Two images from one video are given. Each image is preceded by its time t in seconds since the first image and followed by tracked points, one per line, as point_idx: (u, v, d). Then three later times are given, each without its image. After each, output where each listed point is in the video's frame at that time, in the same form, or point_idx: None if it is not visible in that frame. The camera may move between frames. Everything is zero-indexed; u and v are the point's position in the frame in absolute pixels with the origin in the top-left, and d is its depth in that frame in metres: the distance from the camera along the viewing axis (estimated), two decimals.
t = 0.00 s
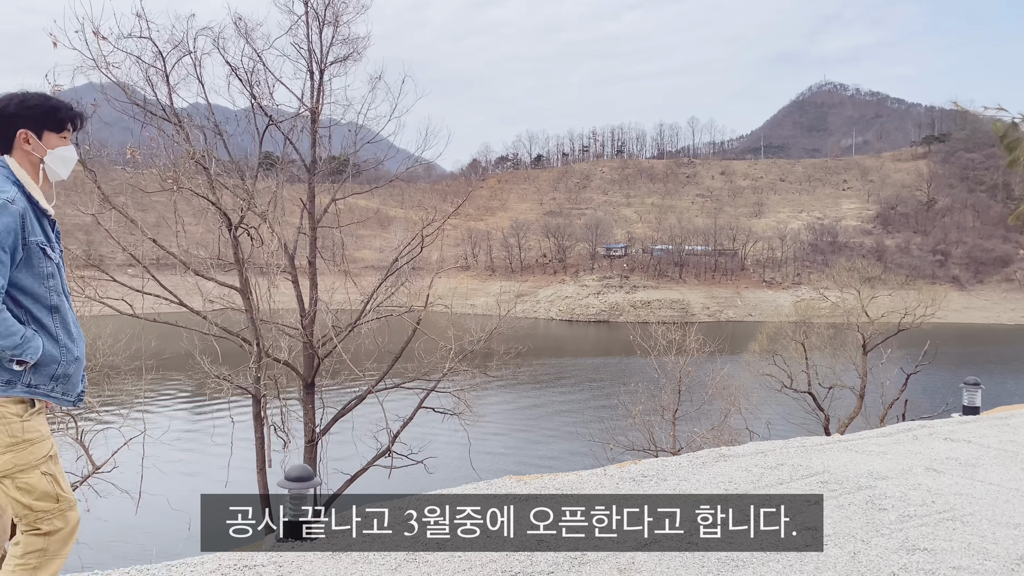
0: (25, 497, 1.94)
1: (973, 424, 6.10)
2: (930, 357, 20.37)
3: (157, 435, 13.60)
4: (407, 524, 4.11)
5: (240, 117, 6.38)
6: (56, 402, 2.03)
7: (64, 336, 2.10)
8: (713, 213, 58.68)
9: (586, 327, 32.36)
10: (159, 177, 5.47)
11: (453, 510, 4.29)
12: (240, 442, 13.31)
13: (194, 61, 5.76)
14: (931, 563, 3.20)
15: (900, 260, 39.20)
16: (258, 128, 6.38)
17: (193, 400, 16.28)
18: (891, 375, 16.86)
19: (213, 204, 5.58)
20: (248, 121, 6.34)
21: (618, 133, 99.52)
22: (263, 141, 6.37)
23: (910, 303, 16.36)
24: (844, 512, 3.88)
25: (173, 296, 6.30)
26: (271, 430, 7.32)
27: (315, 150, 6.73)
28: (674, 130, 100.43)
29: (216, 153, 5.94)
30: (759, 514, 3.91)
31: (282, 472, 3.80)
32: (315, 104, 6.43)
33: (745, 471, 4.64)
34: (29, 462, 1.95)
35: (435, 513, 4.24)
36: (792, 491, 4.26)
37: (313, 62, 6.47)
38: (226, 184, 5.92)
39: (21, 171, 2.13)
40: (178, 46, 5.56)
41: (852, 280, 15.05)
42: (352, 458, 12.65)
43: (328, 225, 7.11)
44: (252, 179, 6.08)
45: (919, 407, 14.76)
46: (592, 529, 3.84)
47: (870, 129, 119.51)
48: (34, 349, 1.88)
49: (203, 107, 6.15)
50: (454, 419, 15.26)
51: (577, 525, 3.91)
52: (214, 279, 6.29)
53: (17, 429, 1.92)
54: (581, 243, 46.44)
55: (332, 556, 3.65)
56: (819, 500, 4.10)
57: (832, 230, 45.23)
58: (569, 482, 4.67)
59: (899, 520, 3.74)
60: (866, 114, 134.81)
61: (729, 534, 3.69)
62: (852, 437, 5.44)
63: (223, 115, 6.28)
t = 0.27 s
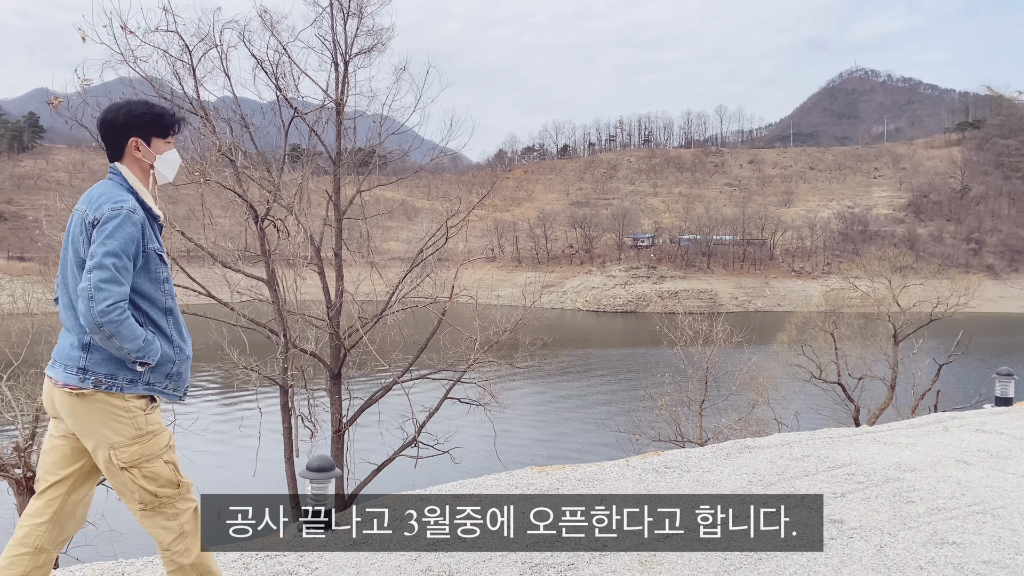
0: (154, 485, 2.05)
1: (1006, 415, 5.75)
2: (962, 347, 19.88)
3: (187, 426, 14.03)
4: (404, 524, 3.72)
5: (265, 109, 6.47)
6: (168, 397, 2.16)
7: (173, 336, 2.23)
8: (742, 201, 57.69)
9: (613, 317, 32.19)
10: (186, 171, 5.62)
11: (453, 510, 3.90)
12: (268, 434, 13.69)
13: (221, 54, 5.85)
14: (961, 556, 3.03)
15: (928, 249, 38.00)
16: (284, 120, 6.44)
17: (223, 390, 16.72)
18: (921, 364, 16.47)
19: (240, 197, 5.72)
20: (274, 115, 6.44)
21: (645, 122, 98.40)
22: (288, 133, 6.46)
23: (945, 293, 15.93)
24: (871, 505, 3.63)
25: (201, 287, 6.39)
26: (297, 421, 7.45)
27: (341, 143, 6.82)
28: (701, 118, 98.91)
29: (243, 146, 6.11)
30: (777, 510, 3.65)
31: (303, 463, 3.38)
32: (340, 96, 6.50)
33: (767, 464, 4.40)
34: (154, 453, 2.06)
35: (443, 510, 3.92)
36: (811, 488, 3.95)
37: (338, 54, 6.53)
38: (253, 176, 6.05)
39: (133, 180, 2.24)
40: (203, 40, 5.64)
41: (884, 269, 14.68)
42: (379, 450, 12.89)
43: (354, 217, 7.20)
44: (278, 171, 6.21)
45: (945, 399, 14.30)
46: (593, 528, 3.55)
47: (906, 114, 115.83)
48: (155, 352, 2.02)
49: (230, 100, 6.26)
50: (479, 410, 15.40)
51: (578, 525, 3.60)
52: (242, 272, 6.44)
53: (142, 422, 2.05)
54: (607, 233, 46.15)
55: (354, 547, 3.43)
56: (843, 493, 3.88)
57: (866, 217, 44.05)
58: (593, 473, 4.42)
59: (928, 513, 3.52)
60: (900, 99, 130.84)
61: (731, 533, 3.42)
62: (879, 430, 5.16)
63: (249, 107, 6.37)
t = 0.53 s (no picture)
0: (204, 473, 2.02)
1: (991, 404, 5.54)
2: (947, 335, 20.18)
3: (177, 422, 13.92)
4: (404, 525, 3.45)
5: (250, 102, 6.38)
6: (238, 378, 2.13)
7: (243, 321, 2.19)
8: (729, 193, 58.00)
9: (603, 309, 32.28)
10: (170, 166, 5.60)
11: (454, 510, 3.60)
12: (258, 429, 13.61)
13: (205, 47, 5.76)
14: (947, 546, 2.91)
15: (916, 238, 38.40)
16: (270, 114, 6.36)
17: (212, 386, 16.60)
18: (908, 353, 16.73)
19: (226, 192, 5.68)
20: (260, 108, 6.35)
21: (633, 114, 98.49)
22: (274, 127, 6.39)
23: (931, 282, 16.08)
24: (859, 495, 3.47)
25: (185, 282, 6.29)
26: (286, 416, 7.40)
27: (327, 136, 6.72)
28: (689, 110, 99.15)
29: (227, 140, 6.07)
30: (761, 503, 3.46)
31: (289, 462, 3.25)
32: (326, 89, 6.42)
33: (759, 454, 4.23)
34: (212, 440, 2.03)
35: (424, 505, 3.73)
36: (802, 478, 3.74)
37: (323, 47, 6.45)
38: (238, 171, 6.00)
39: (206, 167, 2.20)
40: (187, 34, 5.56)
41: (871, 259, 14.81)
42: (370, 446, 12.90)
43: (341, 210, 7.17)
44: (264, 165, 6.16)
45: (935, 386, 14.62)
46: (592, 528, 3.27)
47: (891, 104, 116.68)
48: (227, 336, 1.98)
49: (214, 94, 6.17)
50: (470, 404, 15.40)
51: (576, 525, 3.31)
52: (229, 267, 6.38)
53: (207, 408, 2.02)
54: (596, 225, 46.24)
55: (340, 543, 3.26)
56: (833, 482, 3.67)
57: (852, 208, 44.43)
58: (581, 466, 4.27)
59: (915, 501, 3.37)
60: (885, 90, 131.84)
61: (733, 534, 3.15)
62: (866, 419, 5.01)
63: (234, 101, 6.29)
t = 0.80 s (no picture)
0: (206, 466, 1.99)
1: (956, 392, 5.45)
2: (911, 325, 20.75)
3: (145, 423, 13.55)
4: (403, 525, 3.33)
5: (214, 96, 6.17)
6: (267, 372, 2.16)
7: (274, 315, 2.22)
8: (699, 186, 58.83)
9: (575, 303, 32.43)
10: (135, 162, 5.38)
11: (454, 510, 3.48)
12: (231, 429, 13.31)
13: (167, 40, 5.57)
14: (913, 533, 2.84)
15: (884, 230, 39.42)
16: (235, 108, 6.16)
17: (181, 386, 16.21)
18: (875, 344, 17.21)
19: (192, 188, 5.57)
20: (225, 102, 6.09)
21: (604, 108, 98.99)
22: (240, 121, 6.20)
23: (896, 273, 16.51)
24: (827, 486, 3.43)
25: (156, 279, 6.19)
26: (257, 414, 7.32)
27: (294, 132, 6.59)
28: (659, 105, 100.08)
29: (194, 136, 5.82)
30: (725, 496, 3.41)
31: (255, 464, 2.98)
32: (293, 82, 6.27)
33: (728, 446, 4.27)
34: (222, 437, 2.02)
35: (390, 505, 3.62)
36: (770, 471, 3.72)
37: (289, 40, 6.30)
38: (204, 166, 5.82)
39: (240, 163, 2.21)
40: (149, 26, 5.38)
41: (838, 251, 15.12)
42: (340, 444, 12.78)
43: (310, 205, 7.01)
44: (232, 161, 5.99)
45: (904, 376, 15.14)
46: (592, 528, 3.16)
47: (855, 99, 119.30)
48: (262, 330, 2.01)
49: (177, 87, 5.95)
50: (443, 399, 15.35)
51: (577, 525, 3.20)
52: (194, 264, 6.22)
53: (225, 401, 2.02)
54: (568, 220, 46.42)
55: (308, 543, 3.16)
56: (802, 473, 3.64)
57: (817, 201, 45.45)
58: (553, 460, 4.28)
59: (882, 491, 3.32)
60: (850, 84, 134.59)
61: (733, 534, 3.00)
62: (834, 410, 5.04)
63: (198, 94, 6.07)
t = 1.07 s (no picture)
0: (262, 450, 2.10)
1: (915, 383, 5.53)
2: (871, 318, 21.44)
3: (106, 425, 13.19)
4: (404, 524, 3.22)
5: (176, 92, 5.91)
6: (311, 356, 2.27)
7: (316, 300, 2.31)
8: (664, 183, 59.72)
9: (544, 299, 32.56)
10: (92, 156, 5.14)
11: (455, 509, 3.36)
12: (196, 429, 13.02)
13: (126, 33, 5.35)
14: (874, 523, 2.87)
15: (845, 225, 40.57)
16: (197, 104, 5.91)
17: (142, 385, 15.77)
18: (838, 337, 17.75)
19: (153, 184, 5.39)
20: (186, 97, 5.81)
21: (570, 104, 99.44)
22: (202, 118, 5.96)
23: (856, 267, 17.03)
24: (792, 476, 3.47)
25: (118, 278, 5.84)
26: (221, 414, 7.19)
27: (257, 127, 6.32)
28: (625, 101, 101.04)
29: (155, 131, 5.58)
30: (689, 489, 3.43)
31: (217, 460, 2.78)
32: (257, 78, 6.08)
33: (693, 439, 4.34)
34: (277, 421, 2.13)
35: (355, 504, 3.55)
36: (735, 463, 3.79)
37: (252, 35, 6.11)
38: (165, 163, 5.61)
39: (272, 160, 2.31)
40: (108, 18, 5.18)
41: (800, 246, 15.55)
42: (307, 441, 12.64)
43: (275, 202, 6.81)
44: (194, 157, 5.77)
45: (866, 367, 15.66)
46: (593, 528, 3.06)
47: (816, 95, 122.32)
48: (306, 314, 2.10)
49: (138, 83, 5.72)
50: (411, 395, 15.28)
51: (577, 525, 3.10)
52: (155, 261, 6.03)
53: (273, 388, 2.12)
54: (536, 216, 46.58)
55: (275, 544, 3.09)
56: (766, 466, 3.70)
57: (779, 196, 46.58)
58: (520, 456, 4.28)
59: (843, 482, 3.36)
60: (812, 80, 137.29)
61: (733, 535, 2.90)
62: (797, 402, 5.16)
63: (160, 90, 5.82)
